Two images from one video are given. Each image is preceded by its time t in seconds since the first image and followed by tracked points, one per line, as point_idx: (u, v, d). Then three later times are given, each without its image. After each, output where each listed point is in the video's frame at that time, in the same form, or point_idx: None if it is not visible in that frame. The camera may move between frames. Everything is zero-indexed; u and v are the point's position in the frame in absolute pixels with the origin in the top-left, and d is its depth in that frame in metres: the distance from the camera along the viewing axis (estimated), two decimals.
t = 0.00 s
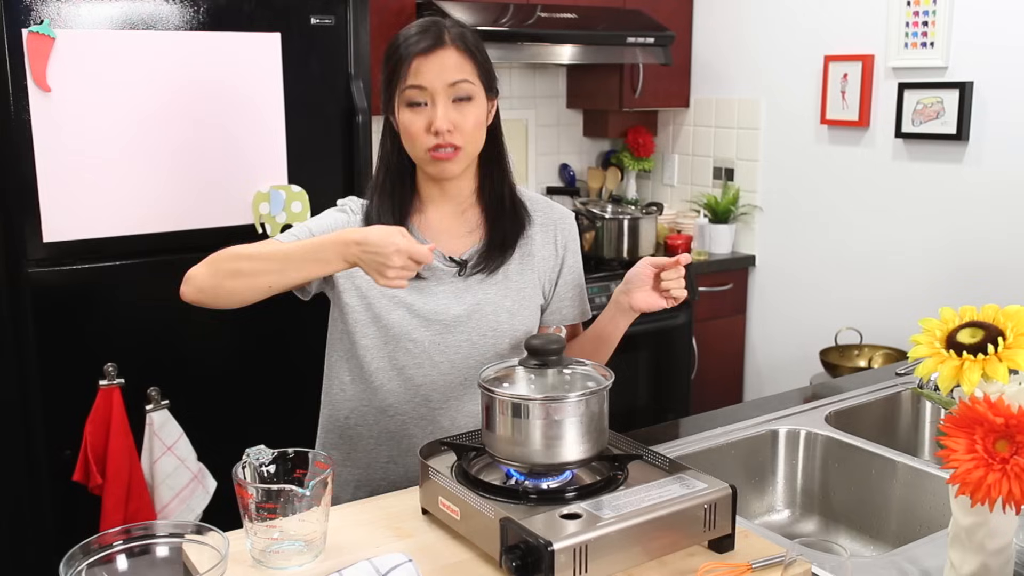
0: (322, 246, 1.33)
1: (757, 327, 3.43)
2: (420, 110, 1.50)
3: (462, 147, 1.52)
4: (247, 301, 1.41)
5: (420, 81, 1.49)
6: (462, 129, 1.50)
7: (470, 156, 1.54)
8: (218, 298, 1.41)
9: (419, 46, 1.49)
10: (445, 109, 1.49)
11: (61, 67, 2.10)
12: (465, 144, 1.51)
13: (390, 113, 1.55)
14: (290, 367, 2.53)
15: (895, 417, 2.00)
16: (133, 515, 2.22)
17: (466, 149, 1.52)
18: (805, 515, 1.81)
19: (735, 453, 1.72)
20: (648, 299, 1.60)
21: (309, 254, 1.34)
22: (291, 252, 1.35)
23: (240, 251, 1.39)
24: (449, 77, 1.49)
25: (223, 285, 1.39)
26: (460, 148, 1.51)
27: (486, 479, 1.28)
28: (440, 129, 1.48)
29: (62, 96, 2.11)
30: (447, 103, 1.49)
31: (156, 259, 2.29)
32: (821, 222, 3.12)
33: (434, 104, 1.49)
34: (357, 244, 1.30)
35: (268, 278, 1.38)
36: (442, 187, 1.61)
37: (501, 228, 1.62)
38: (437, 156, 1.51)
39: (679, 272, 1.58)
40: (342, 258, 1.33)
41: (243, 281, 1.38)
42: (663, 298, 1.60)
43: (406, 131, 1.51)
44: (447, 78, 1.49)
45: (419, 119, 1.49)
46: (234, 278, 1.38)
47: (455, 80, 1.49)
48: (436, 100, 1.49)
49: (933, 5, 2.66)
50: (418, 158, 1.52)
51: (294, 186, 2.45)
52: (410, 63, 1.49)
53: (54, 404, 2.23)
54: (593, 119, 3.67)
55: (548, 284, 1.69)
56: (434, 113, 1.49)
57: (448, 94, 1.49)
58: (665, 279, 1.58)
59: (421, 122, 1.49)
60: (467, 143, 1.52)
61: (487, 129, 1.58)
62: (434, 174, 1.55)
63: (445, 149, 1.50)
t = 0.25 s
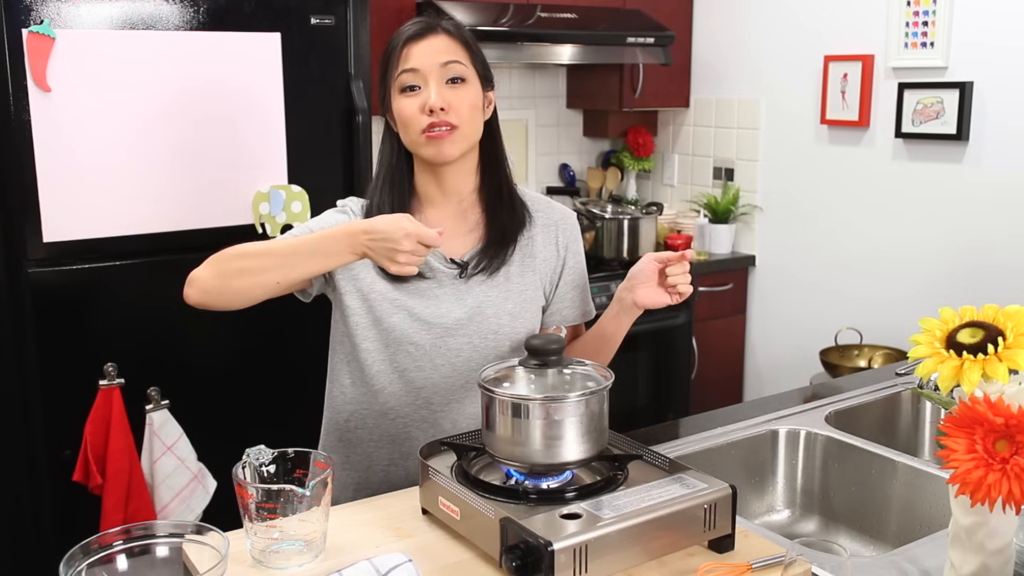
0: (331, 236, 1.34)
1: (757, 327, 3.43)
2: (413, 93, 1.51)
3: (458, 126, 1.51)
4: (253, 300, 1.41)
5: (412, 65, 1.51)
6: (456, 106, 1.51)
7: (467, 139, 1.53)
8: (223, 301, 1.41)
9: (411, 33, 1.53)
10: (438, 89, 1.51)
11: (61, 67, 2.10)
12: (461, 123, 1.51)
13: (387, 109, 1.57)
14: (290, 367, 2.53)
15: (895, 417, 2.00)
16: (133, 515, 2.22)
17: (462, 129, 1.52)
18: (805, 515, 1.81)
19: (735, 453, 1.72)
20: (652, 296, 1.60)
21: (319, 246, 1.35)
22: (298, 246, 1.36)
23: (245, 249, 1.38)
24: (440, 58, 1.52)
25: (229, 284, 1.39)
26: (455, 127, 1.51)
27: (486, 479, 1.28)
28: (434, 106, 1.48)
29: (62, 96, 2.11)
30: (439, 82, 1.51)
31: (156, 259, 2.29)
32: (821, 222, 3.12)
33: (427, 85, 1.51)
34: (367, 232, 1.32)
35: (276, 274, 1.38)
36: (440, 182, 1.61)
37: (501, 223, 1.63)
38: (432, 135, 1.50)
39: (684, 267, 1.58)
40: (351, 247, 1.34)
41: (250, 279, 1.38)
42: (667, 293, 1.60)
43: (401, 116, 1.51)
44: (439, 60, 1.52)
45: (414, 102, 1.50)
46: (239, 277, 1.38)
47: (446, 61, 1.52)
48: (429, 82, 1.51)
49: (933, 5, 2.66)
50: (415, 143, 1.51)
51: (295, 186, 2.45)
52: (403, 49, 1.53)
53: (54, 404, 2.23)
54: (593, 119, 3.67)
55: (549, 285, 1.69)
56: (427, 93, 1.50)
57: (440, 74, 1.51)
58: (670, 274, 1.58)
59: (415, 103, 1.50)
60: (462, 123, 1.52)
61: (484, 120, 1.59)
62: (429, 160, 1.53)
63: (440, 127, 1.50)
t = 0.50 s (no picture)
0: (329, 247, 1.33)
1: (757, 327, 3.43)
2: (418, 100, 1.51)
3: (463, 135, 1.52)
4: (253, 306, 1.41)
5: (416, 71, 1.51)
6: (461, 115, 1.51)
7: (472, 147, 1.54)
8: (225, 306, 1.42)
9: (415, 37, 1.52)
10: (443, 97, 1.51)
11: (61, 67, 2.10)
12: (465, 131, 1.52)
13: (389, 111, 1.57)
14: (290, 366, 2.53)
15: (895, 417, 2.00)
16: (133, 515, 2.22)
17: (467, 138, 1.52)
18: (805, 515, 1.81)
19: (735, 452, 1.72)
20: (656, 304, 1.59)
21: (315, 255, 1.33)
22: (296, 255, 1.35)
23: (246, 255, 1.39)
24: (444, 64, 1.51)
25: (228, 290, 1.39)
26: (460, 137, 1.52)
27: (486, 479, 1.28)
28: (439, 115, 1.49)
29: (62, 96, 2.11)
30: (444, 90, 1.51)
31: (156, 258, 2.29)
32: (821, 222, 3.12)
33: (431, 93, 1.51)
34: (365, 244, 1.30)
35: (274, 282, 1.37)
36: (443, 184, 1.61)
37: (503, 222, 1.63)
38: (438, 146, 1.51)
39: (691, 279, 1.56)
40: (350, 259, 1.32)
41: (249, 285, 1.38)
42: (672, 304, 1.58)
43: (406, 122, 1.52)
44: (443, 66, 1.51)
45: (418, 109, 1.51)
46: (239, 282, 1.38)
47: (450, 68, 1.51)
48: (433, 89, 1.51)
49: (933, 5, 2.66)
50: (420, 150, 1.52)
51: (294, 186, 2.45)
52: (406, 54, 1.51)
53: (54, 404, 2.23)
54: (593, 119, 3.67)
55: (550, 285, 1.69)
56: (432, 101, 1.50)
57: (445, 81, 1.51)
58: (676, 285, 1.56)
59: (420, 111, 1.50)
60: (467, 132, 1.52)
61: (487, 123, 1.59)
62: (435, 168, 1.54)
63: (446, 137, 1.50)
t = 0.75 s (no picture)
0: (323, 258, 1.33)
1: (757, 327, 3.43)
2: (423, 104, 1.51)
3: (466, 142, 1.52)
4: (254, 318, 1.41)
5: (421, 75, 1.50)
6: (466, 122, 1.51)
7: (475, 152, 1.55)
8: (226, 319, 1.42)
9: (419, 40, 1.50)
10: (448, 103, 1.50)
11: (61, 67, 2.10)
12: (469, 138, 1.52)
13: (391, 112, 1.56)
14: (290, 366, 2.53)
15: (895, 417, 2.00)
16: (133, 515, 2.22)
17: (472, 144, 1.53)
18: (805, 515, 1.81)
19: (735, 453, 1.72)
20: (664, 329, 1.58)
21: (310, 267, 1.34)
22: (292, 267, 1.35)
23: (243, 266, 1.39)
24: (449, 70, 1.50)
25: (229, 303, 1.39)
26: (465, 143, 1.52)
27: (486, 479, 1.28)
28: (444, 122, 1.49)
29: (62, 96, 2.11)
30: (448, 96, 1.51)
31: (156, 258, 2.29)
32: (820, 222, 3.12)
33: (436, 98, 1.50)
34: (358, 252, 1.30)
35: (272, 295, 1.37)
36: (445, 185, 1.61)
37: (505, 223, 1.63)
38: (443, 152, 1.51)
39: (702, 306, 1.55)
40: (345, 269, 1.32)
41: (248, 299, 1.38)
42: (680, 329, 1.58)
43: (410, 127, 1.52)
44: (448, 71, 1.50)
45: (422, 114, 1.50)
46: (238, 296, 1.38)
47: (455, 73, 1.51)
48: (438, 94, 1.50)
49: (933, 5, 2.66)
50: (424, 155, 1.52)
51: (294, 186, 2.45)
52: (410, 58, 1.50)
53: (54, 404, 2.23)
54: (593, 119, 3.67)
55: (552, 286, 1.69)
56: (437, 107, 1.50)
57: (450, 87, 1.51)
58: (687, 312, 1.55)
59: (425, 116, 1.50)
60: (471, 137, 1.53)
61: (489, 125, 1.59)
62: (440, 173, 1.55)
63: (450, 143, 1.50)
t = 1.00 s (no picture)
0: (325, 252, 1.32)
1: (757, 327, 3.43)
2: (428, 115, 1.49)
3: (470, 151, 1.52)
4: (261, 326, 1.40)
5: (427, 87, 1.48)
6: (472, 133, 1.50)
7: (477, 159, 1.54)
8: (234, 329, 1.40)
9: (424, 52, 1.47)
10: (454, 115, 1.49)
11: (61, 67, 2.10)
12: (473, 148, 1.51)
13: (393, 117, 1.54)
14: (289, 366, 2.53)
15: (895, 417, 2.00)
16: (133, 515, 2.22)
17: (475, 152, 1.53)
18: (805, 514, 1.81)
19: (735, 452, 1.72)
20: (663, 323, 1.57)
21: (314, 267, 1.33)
22: (295, 263, 1.34)
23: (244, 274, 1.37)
24: (455, 81, 1.48)
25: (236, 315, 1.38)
26: (468, 152, 1.51)
27: (486, 479, 1.28)
28: (450, 135, 1.47)
29: (62, 96, 2.11)
30: (455, 107, 1.49)
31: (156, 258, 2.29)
32: (820, 222, 3.12)
33: (442, 110, 1.48)
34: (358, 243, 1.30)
35: (275, 294, 1.36)
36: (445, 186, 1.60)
37: (504, 221, 1.63)
38: (448, 162, 1.51)
39: (703, 299, 1.54)
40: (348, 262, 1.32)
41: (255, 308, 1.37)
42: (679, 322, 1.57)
43: (414, 136, 1.50)
44: (455, 83, 1.48)
45: (427, 126, 1.49)
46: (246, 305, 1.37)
47: (461, 85, 1.49)
48: (444, 106, 1.48)
49: (933, 5, 2.66)
50: (428, 163, 1.52)
51: (294, 186, 2.46)
52: (416, 69, 1.47)
53: (54, 404, 2.23)
54: (593, 119, 3.67)
55: (552, 284, 1.70)
56: (443, 119, 1.48)
57: (456, 98, 1.49)
58: (686, 304, 1.54)
59: (430, 128, 1.49)
60: (475, 147, 1.52)
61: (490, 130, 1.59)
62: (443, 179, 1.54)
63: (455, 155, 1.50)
